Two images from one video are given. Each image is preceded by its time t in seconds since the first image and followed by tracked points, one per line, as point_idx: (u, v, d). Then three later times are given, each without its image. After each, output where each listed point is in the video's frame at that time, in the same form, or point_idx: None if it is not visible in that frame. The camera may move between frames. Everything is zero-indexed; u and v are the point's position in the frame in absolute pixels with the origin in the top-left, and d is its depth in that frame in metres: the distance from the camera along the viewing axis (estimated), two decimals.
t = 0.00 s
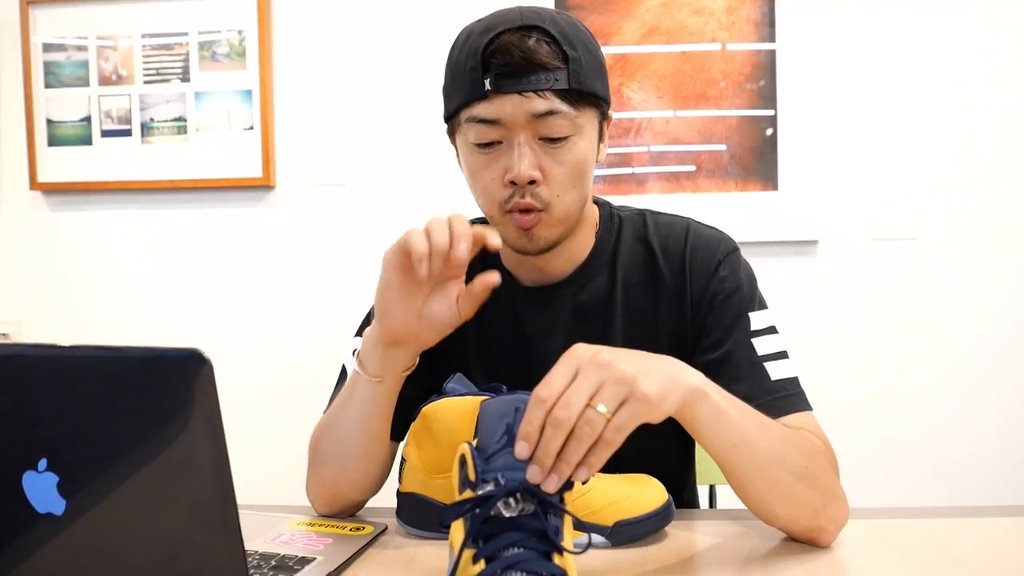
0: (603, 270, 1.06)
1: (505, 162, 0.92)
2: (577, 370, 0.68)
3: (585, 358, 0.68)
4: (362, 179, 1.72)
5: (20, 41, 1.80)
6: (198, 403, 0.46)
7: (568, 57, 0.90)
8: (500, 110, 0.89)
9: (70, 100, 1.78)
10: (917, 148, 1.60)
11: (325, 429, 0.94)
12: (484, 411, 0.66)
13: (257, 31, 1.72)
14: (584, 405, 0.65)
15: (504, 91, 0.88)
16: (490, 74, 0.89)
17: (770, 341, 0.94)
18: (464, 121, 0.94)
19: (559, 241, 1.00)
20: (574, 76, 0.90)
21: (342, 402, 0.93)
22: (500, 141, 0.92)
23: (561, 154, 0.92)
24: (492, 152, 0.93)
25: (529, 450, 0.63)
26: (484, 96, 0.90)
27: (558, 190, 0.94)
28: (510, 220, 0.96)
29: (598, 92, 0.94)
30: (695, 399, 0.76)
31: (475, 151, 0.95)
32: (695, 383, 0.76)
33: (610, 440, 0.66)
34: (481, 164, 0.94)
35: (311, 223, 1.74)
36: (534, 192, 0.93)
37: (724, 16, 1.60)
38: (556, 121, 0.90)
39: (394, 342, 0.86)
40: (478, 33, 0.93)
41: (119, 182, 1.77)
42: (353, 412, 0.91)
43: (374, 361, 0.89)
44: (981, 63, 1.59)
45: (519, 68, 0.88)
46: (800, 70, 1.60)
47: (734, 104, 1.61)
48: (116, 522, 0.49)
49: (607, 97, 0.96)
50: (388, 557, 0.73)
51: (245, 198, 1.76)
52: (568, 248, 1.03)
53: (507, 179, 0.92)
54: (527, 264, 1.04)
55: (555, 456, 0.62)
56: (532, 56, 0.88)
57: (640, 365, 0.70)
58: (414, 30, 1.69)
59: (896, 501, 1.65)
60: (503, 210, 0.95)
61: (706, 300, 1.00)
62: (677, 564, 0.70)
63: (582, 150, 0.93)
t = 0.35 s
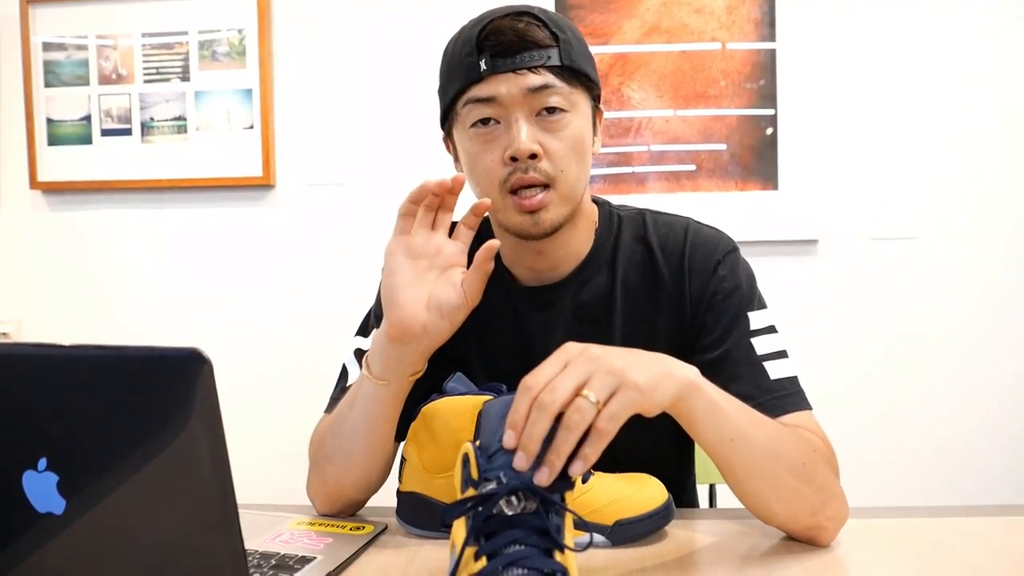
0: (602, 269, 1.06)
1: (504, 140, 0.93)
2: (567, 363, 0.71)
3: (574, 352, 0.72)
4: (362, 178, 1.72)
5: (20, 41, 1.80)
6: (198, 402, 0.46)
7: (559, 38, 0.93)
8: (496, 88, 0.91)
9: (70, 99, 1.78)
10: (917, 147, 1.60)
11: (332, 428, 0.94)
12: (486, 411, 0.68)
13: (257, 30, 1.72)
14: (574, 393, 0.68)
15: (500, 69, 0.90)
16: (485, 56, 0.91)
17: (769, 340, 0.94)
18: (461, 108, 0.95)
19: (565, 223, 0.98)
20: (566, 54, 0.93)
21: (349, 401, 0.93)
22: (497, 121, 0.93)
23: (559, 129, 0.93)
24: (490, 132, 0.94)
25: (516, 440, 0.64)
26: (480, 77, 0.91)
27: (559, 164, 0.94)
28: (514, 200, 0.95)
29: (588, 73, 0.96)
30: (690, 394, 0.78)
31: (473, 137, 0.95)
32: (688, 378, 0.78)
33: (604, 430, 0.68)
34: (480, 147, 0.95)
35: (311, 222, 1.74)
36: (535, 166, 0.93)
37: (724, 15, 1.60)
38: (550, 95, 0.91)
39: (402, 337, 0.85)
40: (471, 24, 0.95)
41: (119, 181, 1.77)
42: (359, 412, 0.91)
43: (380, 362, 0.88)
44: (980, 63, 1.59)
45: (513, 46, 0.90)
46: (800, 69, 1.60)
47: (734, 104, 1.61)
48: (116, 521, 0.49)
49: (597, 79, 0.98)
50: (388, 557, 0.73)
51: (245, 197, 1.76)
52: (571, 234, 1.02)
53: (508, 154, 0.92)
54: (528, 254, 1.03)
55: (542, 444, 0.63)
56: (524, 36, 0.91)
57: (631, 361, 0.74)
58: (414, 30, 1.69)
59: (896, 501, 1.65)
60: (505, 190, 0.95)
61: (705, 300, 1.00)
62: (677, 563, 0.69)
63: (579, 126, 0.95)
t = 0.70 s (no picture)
0: (600, 270, 1.06)
1: (490, 146, 0.93)
2: (559, 365, 0.71)
3: (566, 354, 0.72)
4: (362, 178, 1.73)
5: (20, 42, 1.80)
6: (198, 402, 0.46)
7: (544, 41, 0.92)
8: (480, 94, 0.91)
9: (70, 100, 1.78)
10: (917, 147, 1.60)
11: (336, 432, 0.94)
12: (486, 410, 0.68)
13: (257, 31, 1.72)
14: (568, 394, 0.68)
15: (483, 76, 0.90)
16: (470, 62, 0.90)
17: (768, 340, 0.94)
18: (449, 113, 0.95)
19: (551, 227, 0.98)
20: (550, 58, 0.92)
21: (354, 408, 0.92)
22: (483, 126, 0.93)
23: (544, 134, 0.93)
24: (476, 137, 0.94)
25: (519, 446, 0.64)
26: (465, 83, 0.91)
27: (543, 169, 0.94)
28: (499, 205, 0.95)
29: (576, 75, 0.95)
30: (681, 397, 0.78)
31: (461, 141, 0.96)
32: (680, 380, 0.79)
33: (598, 430, 0.68)
34: (467, 152, 0.95)
35: (311, 222, 1.74)
36: (519, 172, 0.93)
37: (724, 16, 1.60)
38: (535, 100, 0.91)
39: (407, 358, 0.84)
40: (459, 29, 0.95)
41: (119, 181, 1.77)
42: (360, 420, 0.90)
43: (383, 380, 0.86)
44: (980, 64, 1.59)
45: (497, 52, 0.89)
46: (800, 70, 1.60)
47: (734, 104, 1.61)
48: (116, 521, 0.49)
49: (586, 81, 0.97)
50: (388, 557, 0.73)
51: (245, 197, 1.76)
52: (563, 237, 1.03)
53: (492, 161, 0.92)
54: (522, 257, 1.04)
55: (542, 449, 0.64)
56: (508, 41, 0.90)
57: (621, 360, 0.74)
58: (414, 30, 1.69)
59: (896, 501, 1.64)
60: (491, 195, 0.95)
61: (704, 300, 1.00)
62: (676, 562, 0.70)
63: (565, 130, 0.94)
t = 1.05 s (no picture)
0: (601, 274, 1.06)
1: (498, 163, 0.92)
2: (559, 368, 0.70)
3: (564, 356, 0.71)
4: (362, 181, 1.73)
5: (21, 44, 1.80)
6: (198, 406, 0.46)
7: (555, 57, 0.90)
8: (490, 111, 0.89)
9: (71, 102, 1.78)
10: (917, 149, 1.60)
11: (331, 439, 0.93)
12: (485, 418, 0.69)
13: (257, 34, 1.72)
14: (567, 400, 0.67)
15: (494, 93, 0.88)
16: (479, 78, 0.89)
17: (768, 344, 0.94)
18: (455, 125, 0.94)
19: (556, 241, 0.99)
20: (562, 75, 0.90)
21: (350, 419, 0.91)
22: (492, 142, 0.92)
23: (554, 153, 0.92)
24: (484, 152, 0.93)
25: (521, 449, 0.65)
26: (474, 98, 0.90)
27: (552, 188, 0.94)
28: (506, 222, 0.96)
29: (587, 90, 0.94)
30: (681, 400, 0.78)
31: (467, 154, 0.95)
32: (680, 384, 0.78)
33: (597, 435, 0.68)
34: (474, 167, 0.94)
35: (311, 225, 1.74)
36: (528, 192, 0.93)
37: (724, 19, 1.60)
38: (546, 119, 0.90)
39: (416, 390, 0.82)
40: (466, 37, 0.93)
41: (119, 184, 1.77)
42: (359, 433, 0.89)
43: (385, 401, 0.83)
44: (980, 66, 1.59)
45: (508, 69, 0.88)
46: (800, 73, 1.60)
47: (734, 107, 1.61)
48: (116, 525, 0.49)
49: (597, 94, 0.96)
50: (388, 560, 0.73)
51: (245, 200, 1.76)
52: (568, 248, 1.03)
53: (501, 180, 0.92)
54: (524, 265, 1.04)
55: (544, 453, 0.64)
56: (519, 57, 0.88)
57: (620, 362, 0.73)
58: (414, 33, 1.69)
59: (896, 504, 1.64)
60: (498, 212, 0.95)
61: (705, 303, 1.00)
62: (677, 565, 0.70)
63: (574, 148, 0.94)
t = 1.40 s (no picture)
0: (601, 271, 1.06)
1: (489, 160, 0.92)
2: (553, 366, 0.70)
3: (557, 354, 0.71)
4: (362, 178, 1.72)
5: (20, 41, 1.80)
6: (198, 404, 0.46)
7: (553, 56, 0.90)
8: (483, 108, 0.90)
9: (70, 99, 1.78)
10: (917, 147, 1.60)
11: (331, 441, 0.93)
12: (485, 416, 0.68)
13: (257, 31, 1.72)
14: (563, 397, 0.68)
15: (487, 89, 0.89)
16: (474, 74, 0.89)
17: (769, 341, 0.94)
18: (452, 120, 0.94)
19: (547, 242, 0.99)
20: (558, 75, 0.90)
21: (350, 420, 0.91)
22: (485, 139, 0.92)
23: (545, 153, 0.92)
24: (477, 149, 0.93)
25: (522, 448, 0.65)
26: (469, 94, 0.90)
27: (542, 189, 0.94)
28: (496, 219, 0.96)
29: (585, 91, 0.94)
30: (673, 400, 0.78)
31: (462, 150, 0.95)
32: (672, 384, 0.78)
33: (593, 432, 0.68)
34: (467, 163, 0.95)
35: (311, 222, 1.74)
36: (517, 190, 0.93)
37: (725, 15, 1.60)
38: (538, 118, 0.90)
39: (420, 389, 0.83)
40: (466, 33, 0.94)
41: (119, 181, 1.77)
42: (360, 433, 0.89)
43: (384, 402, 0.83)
44: (981, 63, 1.59)
45: (503, 66, 0.88)
46: (800, 70, 1.60)
47: (734, 104, 1.61)
48: (116, 521, 0.49)
49: (596, 96, 0.96)
50: (388, 557, 0.73)
51: (245, 197, 1.76)
52: (562, 248, 1.03)
53: (490, 177, 0.92)
54: (522, 262, 1.03)
55: (544, 450, 0.65)
56: (514, 55, 0.88)
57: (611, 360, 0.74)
58: (414, 31, 1.69)
59: (896, 502, 1.65)
60: (488, 208, 0.95)
61: (705, 300, 1.00)
62: (677, 562, 0.70)
63: (567, 149, 0.93)
